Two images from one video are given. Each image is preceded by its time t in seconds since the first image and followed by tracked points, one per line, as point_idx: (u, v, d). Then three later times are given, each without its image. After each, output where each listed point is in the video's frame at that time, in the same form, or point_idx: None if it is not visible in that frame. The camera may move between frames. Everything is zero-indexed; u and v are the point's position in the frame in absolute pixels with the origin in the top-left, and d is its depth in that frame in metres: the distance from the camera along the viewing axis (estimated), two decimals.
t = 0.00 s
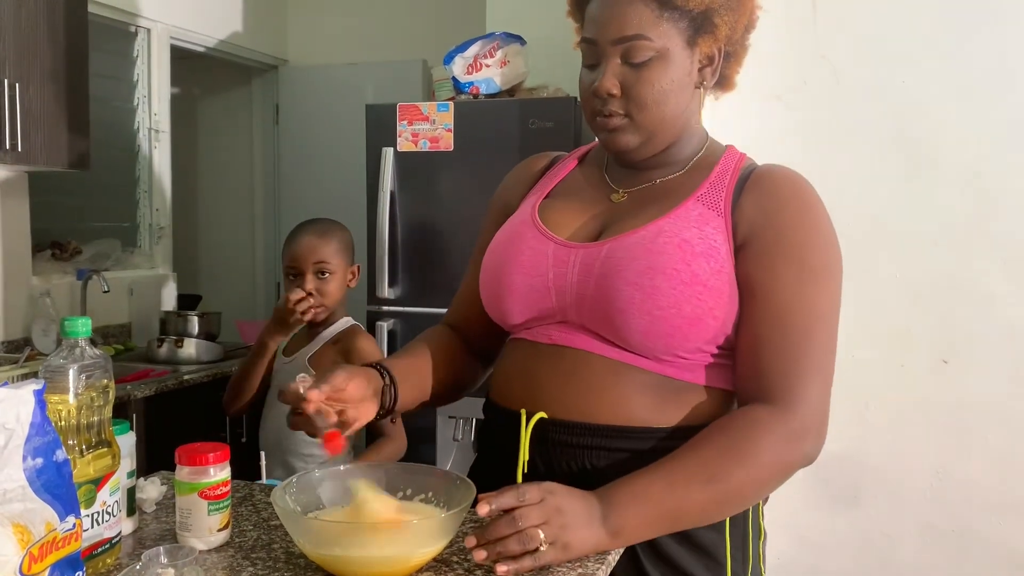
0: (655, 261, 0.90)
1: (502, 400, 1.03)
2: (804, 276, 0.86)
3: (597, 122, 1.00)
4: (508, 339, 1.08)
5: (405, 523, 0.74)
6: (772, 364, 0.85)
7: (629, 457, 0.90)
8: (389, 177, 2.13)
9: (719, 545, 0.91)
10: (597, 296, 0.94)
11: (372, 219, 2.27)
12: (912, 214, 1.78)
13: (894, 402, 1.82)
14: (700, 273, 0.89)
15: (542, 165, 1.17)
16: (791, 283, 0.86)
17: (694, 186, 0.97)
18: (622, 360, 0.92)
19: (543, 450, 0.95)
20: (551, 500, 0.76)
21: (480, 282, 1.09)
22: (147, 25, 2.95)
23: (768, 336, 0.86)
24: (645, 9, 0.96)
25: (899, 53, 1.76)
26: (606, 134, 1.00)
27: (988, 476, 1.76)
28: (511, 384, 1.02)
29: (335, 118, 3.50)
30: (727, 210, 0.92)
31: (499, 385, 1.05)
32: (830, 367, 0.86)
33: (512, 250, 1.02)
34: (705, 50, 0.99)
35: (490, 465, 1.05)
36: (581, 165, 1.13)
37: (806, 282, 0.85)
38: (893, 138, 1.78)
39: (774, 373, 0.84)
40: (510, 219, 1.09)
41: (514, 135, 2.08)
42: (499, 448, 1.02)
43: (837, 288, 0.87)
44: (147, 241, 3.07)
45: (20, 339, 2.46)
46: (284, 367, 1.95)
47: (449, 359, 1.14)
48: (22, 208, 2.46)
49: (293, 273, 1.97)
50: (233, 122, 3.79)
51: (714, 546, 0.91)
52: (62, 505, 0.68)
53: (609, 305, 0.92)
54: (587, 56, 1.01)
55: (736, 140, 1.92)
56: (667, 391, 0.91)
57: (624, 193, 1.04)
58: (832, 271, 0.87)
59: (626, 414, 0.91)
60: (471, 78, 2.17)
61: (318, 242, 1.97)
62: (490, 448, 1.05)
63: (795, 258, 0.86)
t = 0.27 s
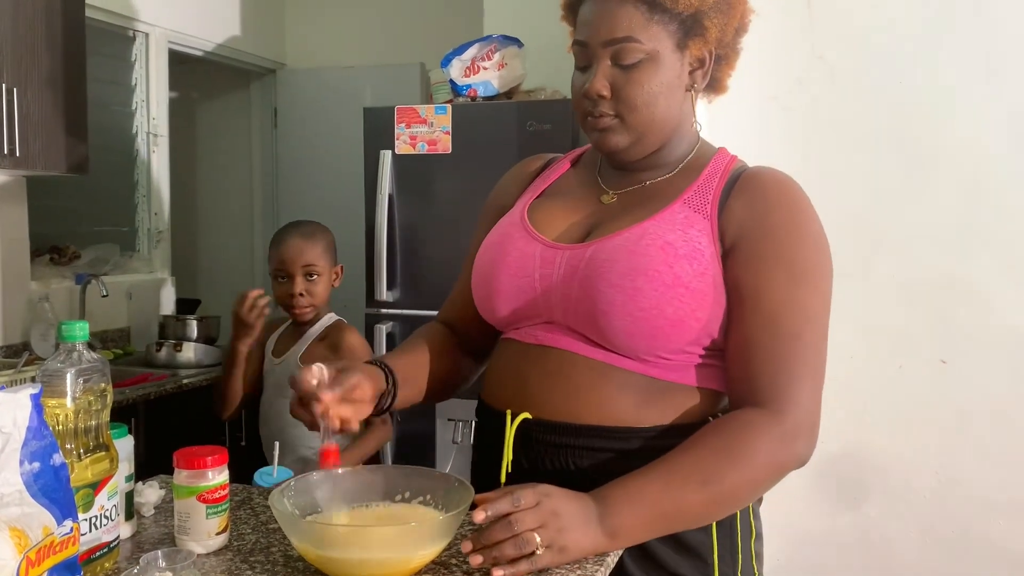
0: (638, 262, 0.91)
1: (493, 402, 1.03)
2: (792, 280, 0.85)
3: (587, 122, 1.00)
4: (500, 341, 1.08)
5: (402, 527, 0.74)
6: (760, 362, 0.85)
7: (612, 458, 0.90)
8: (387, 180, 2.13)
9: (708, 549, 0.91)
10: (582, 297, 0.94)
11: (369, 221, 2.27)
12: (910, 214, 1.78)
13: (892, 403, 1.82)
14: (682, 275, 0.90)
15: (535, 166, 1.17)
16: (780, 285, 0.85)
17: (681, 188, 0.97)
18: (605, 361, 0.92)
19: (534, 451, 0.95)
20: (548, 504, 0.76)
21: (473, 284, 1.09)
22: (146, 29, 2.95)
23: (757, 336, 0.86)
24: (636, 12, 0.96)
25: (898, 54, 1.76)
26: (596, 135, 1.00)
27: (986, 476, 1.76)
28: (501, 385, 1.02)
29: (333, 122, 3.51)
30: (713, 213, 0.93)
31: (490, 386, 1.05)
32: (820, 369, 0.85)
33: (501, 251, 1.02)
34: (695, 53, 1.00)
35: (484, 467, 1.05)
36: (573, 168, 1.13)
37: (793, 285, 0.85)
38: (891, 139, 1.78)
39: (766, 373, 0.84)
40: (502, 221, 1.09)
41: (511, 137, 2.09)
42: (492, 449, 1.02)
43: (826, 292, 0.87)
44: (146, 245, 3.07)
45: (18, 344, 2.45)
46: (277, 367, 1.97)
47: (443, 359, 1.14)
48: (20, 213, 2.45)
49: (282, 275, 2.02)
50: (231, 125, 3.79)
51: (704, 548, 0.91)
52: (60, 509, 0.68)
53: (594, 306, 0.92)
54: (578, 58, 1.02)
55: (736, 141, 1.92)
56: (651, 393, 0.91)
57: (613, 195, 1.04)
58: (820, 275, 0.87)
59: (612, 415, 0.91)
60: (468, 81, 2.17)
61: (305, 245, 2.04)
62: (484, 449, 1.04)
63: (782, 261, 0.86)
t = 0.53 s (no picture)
0: (637, 267, 0.91)
1: (497, 406, 1.03)
2: (790, 280, 0.85)
3: (585, 129, 1.00)
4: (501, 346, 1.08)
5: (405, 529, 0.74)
6: (759, 363, 0.85)
7: (615, 458, 0.91)
8: (388, 183, 2.14)
9: (717, 545, 0.91)
10: (582, 302, 0.94)
11: (370, 225, 2.28)
12: (913, 215, 1.78)
13: (895, 404, 1.82)
14: (682, 279, 0.90)
15: (535, 172, 1.18)
16: (779, 287, 0.85)
17: (678, 191, 0.97)
18: (609, 364, 0.92)
19: (539, 453, 0.95)
20: (551, 504, 0.76)
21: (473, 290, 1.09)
22: (146, 33, 2.96)
23: (757, 337, 0.86)
24: (631, 17, 0.96)
25: (897, 55, 1.76)
26: (594, 141, 1.00)
27: (989, 476, 1.76)
28: (504, 389, 1.02)
29: (334, 125, 3.51)
30: (710, 215, 0.93)
31: (495, 389, 1.05)
32: (818, 369, 0.85)
33: (501, 258, 1.02)
34: (690, 58, 1.00)
35: (489, 467, 1.05)
36: (571, 172, 1.13)
37: (791, 287, 0.85)
38: (892, 139, 1.78)
39: (766, 372, 0.84)
40: (501, 228, 1.09)
41: (512, 140, 2.09)
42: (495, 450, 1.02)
43: (823, 291, 0.87)
44: (147, 249, 3.07)
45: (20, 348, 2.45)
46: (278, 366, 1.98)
47: (447, 362, 1.14)
48: (21, 217, 2.45)
49: (277, 274, 2.02)
50: (232, 129, 3.80)
51: (711, 545, 0.91)
52: (63, 512, 0.68)
53: (594, 310, 0.92)
54: (574, 64, 1.02)
55: (735, 142, 1.92)
56: (657, 394, 0.91)
57: (610, 200, 1.04)
58: (817, 275, 0.87)
59: (618, 418, 0.91)
60: (469, 84, 2.18)
61: (300, 245, 2.03)
62: (488, 452, 1.05)
63: (779, 263, 0.86)
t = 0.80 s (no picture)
0: (644, 268, 0.91)
1: (499, 407, 1.03)
2: (794, 285, 0.86)
3: (589, 131, 1.00)
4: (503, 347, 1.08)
5: (408, 533, 0.74)
6: (759, 366, 0.85)
7: (617, 459, 0.91)
8: (391, 187, 2.14)
9: (720, 546, 0.91)
10: (588, 302, 0.94)
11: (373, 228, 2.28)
12: (916, 218, 1.78)
13: (899, 406, 1.82)
14: (688, 280, 0.90)
15: (537, 175, 1.18)
16: (782, 289, 0.86)
17: (683, 194, 0.98)
18: (615, 364, 0.92)
19: (541, 455, 0.95)
20: (554, 508, 0.76)
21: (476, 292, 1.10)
22: (151, 38, 2.97)
23: (761, 339, 0.86)
24: (637, 21, 0.97)
25: (899, 58, 1.77)
26: (598, 143, 1.00)
27: (993, 478, 1.75)
28: (506, 390, 1.02)
29: (337, 129, 3.52)
30: (715, 218, 0.93)
31: (496, 391, 1.05)
32: (818, 372, 0.86)
33: (505, 259, 1.02)
34: (694, 61, 1.01)
35: (489, 470, 1.05)
36: (574, 175, 1.13)
37: (795, 290, 0.86)
38: (895, 143, 1.78)
39: (765, 375, 0.85)
40: (506, 229, 1.09)
41: (515, 144, 2.09)
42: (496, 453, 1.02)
43: (825, 296, 0.88)
44: (150, 253, 3.09)
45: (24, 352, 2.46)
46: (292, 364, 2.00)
47: (450, 364, 1.14)
48: (26, 221, 2.46)
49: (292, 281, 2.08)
50: (235, 134, 3.81)
51: (713, 545, 0.91)
52: (68, 515, 0.68)
53: (600, 311, 0.93)
54: (578, 66, 1.02)
55: (736, 144, 1.93)
56: (663, 394, 0.91)
57: (614, 203, 1.04)
58: (821, 280, 0.87)
59: (621, 419, 0.91)
60: (472, 88, 2.18)
61: (315, 254, 2.10)
62: (489, 453, 1.05)
63: (784, 267, 0.86)
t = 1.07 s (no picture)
0: (641, 267, 0.91)
1: (497, 407, 1.03)
2: (792, 287, 0.85)
3: (595, 128, 0.99)
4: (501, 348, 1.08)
5: (411, 533, 0.74)
6: (761, 366, 0.85)
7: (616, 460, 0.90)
8: (394, 190, 2.14)
9: (717, 547, 0.91)
10: (585, 302, 0.94)
11: (376, 230, 2.28)
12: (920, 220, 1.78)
13: (904, 409, 1.81)
14: (685, 280, 0.90)
15: (537, 176, 1.18)
16: (781, 291, 0.85)
17: (681, 197, 0.97)
18: (612, 364, 0.92)
19: (540, 455, 0.95)
20: (561, 514, 0.74)
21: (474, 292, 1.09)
22: (155, 41, 2.97)
23: (760, 341, 0.86)
24: (645, 18, 0.97)
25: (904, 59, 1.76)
26: (603, 140, 0.99)
27: (998, 481, 1.75)
28: (504, 390, 1.02)
29: (341, 131, 3.53)
30: (712, 222, 0.93)
31: (494, 391, 1.05)
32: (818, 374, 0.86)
33: (504, 259, 1.02)
34: (699, 60, 1.02)
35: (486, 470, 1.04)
36: (573, 177, 1.13)
37: (794, 291, 0.85)
38: (899, 145, 1.78)
39: (763, 376, 0.85)
40: (505, 229, 1.09)
41: (518, 146, 2.09)
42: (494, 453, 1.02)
43: (825, 300, 0.87)
44: (154, 256, 3.08)
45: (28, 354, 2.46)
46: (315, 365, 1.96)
47: (449, 365, 1.14)
48: (30, 222, 2.47)
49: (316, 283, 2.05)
50: (239, 136, 3.82)
51: (713, 547, 0.91)
52: (72, 516, 0.68)
53: (596, 310, 0.92)
54: (583, 63, 1.01)
55: (740, 146, 1.92)
56: (659, 394, 0.91)
57: (613, 205, 1.04)
58: (820, 285, 0.87)
59: (619, 419, 0.91)
60: (475, 90, 2.18)
61: (340, 257, 2.07)
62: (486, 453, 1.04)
63: (782, 268, 0.86)
